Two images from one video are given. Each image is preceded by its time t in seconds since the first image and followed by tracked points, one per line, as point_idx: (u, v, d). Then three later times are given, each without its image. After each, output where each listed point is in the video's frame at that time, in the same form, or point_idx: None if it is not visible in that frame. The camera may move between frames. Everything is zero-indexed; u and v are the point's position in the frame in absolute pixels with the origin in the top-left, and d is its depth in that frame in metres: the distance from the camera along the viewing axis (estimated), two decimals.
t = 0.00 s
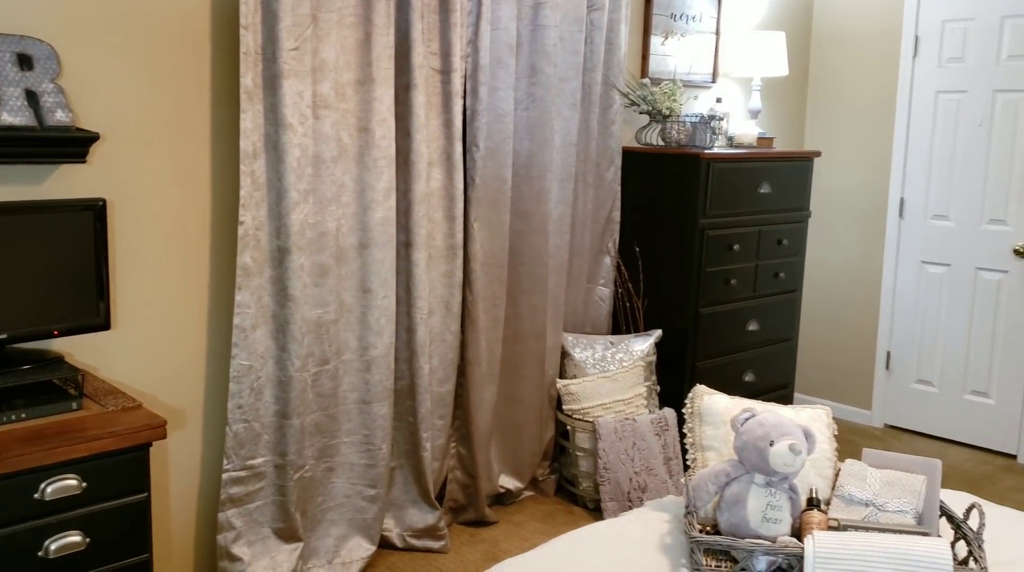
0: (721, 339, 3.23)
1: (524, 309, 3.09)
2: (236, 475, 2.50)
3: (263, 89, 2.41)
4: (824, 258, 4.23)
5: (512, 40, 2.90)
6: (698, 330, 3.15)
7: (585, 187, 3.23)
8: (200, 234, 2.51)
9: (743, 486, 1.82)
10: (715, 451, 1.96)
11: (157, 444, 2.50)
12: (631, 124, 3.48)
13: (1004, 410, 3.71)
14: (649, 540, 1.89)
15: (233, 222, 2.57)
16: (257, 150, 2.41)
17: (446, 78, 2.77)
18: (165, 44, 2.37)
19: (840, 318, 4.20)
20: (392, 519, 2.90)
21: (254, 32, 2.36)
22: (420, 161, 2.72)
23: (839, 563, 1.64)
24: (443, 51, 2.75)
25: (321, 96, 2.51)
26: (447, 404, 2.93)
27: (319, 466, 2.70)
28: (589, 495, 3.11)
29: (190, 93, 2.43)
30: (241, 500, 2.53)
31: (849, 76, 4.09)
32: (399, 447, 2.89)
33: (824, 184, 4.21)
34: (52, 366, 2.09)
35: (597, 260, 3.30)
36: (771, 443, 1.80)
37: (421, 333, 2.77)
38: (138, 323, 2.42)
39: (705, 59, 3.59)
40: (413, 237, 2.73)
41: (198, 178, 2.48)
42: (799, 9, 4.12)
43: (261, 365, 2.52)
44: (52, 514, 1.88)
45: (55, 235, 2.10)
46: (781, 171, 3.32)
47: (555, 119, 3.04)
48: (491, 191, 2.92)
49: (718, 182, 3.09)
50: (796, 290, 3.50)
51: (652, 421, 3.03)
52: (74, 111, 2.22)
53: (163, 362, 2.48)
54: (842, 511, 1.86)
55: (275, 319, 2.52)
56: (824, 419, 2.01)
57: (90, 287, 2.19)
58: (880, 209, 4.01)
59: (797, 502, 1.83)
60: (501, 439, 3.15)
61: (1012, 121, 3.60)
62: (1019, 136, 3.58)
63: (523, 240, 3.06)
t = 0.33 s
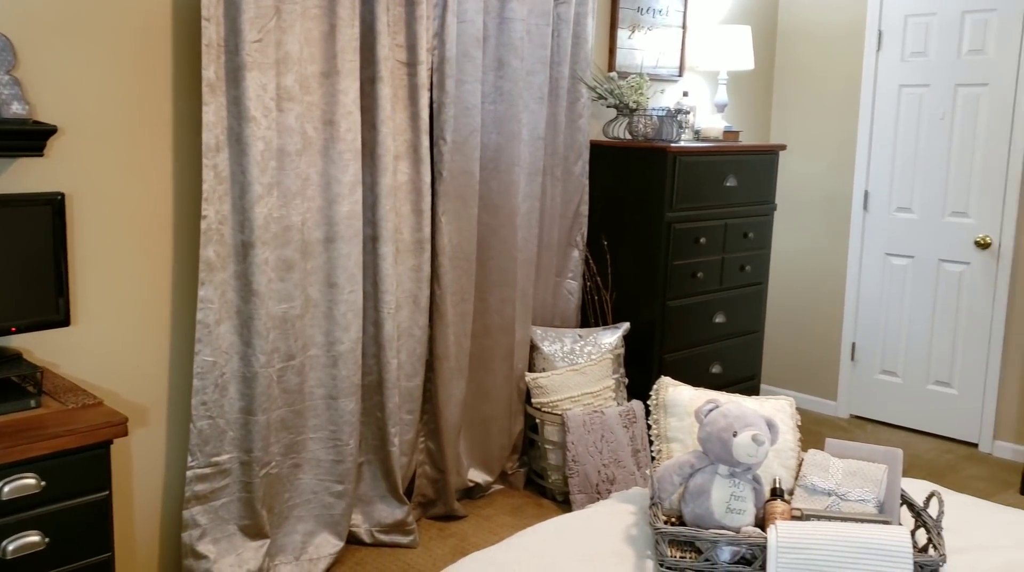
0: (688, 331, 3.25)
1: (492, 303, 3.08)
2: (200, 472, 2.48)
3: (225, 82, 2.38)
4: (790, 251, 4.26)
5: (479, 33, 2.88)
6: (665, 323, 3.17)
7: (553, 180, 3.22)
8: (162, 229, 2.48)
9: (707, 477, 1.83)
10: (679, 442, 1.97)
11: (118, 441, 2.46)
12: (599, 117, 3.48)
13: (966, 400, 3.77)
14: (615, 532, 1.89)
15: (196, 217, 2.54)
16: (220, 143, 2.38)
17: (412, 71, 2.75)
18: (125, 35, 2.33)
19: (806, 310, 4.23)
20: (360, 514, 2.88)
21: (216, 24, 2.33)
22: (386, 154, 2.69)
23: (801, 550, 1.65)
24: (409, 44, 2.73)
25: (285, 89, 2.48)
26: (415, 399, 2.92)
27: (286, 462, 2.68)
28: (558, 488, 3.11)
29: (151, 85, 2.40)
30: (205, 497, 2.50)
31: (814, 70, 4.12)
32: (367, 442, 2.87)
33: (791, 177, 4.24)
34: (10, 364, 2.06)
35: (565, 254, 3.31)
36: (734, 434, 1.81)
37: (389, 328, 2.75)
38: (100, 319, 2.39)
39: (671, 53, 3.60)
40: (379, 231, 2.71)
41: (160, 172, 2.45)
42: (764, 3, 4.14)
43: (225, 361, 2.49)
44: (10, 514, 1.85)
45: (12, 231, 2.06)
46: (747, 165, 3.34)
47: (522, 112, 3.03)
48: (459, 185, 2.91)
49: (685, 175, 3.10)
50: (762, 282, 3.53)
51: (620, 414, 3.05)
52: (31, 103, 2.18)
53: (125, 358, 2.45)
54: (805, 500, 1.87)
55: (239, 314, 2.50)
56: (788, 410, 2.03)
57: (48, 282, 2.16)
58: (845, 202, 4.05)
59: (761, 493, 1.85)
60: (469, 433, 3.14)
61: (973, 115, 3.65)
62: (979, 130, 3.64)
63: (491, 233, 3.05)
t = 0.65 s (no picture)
0: (650, 326, 3.26)
1: (456, 300, 3.06)
2: (158, 471, 2.44)
3: (182, 75, 2.34)
4: (753, 246, 4.30)
5: (441, 27, 2.86)
6: (629, 318, 3.18)
7: (516, 175, 3.21)
8: (118, 224, 2.43)
9: (666, 470, 1.84)
10: (639, 436, 1.97)
11: (73, 441, 2.42)
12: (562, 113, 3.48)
13: (923, 392, 3.83)
14: (576, 526, 1.90)
15: (153, 212, 2.50)
16: (176, 137, 2.34)
17: (373, 65, 2.72)
18: (78, 27, 2.28)
19: (768, 304, 4.27)
20: (323, 512, 2.86)
21: (172, 16, 2.29)
22: (348, 149, 2.67)
23: (759, 541, 1.67)
24: (370, 38, 2.70)
25: (244, 82, 2.45)
26: (378, 396, 2.89)
27: (246, 460, 2.65)
28: (523, 483, 3.11)
29: (106, 78, 2.35)
30: (164, 496, 2.47)
31: (775, 67, 4.15)
32: (330, 440, 2.85)
33: (753, 173, 4.27)
34: None
35: (529, 250, 3.30)
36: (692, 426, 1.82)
37: (351, 324, 2.73)
38: (53, 316, 2.34)
39: (634, 50, 3.61)
40: (341, 227, 2.68)
41: (116, 166, 2.41)
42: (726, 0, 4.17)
43: (183, 358, 2.45)
44: None
45: None
46: (708, 160, 3.37)
47: (485, 107, 3.02)
48: (421, 180, 2.88)
49: (647, 170, 3.11)
50: (723, 277, 3.56)
51: (584, 408, 3.05)
52: None
53: (80, 356, 2.41)
54: (763, 493, 1.88)
55: (197, 311, 2.46)
56: (746, 403, 2.04)
57: None
58: (805, 197, 4.09)
59: (720, 485, 1.86)
60: (433, 429, 3.12)
61: (930, 112, 3.71)
62: (935, 126, 3.69)
63: (454, 229, 3.03)
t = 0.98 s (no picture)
0: (605, 320, 3.28)
1: (411, 295, 3.04)
2: (106, 471, 2.40)
3: (128, 67, 2.30)
4: (707, 241, 4.34)
5: (394, 19, 2.82)
6: (584, 312, 3.19)
7: (472, 170, 3.19)
8: (62, 219, 2.38)
9: (617, 462, 1.85)
10: (591, 428, 1.98)
11: (16, 441, 2.37)
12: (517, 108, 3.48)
13: (873, 383, 3.90)
14: (527, 520, 1.90)
15: (99, 206, 2.45)
16: (122, 130, 2.29)
17: (325, 58, 2.69)
18: (18, 17, 2.22)
19: (723, 298, 4.32)
20: (276, 510, 2.83)
21: (117, 6, 2.25)
22: (299, 143, 2.63)
23: (707, 531, 1.68)
24: (322, 30, 2.67)
25: (192, 75, 2.41)
26: (332, 392, 2.86)
27: (197, 459, 2.61)
28: (478, 478, 3.10)
29: (48, 69, 2.30)
30: (112, 496, 2.43)
31: (728, 64, 4.19)
32: (283, 438, 2.81)
33: (707, 168, 4.31)
34: None
35: (485, 245, 3.29)
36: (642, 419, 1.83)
37: (303, 320, 2.70)
38: None
39: (589, 45, 3.62)
40: (292, 221, 2.65)
41: (59, 160, 2.35)
42: None
43: (131, 356, 2.41)
44: None
45: None
46: (662, 155, 3.39)
47: (439, 101, 3.00)
48: (375, 174, 2.86)
49: (601, 165, 3.12)
50: (677, 271, 3.58)
51: (540, 403, 3.04)
52: None
53: (23, 354, 2.35)
54: (712, 484, 1.89)
55: (145, 308, 2.42)
56: (696, 395, 2.05)
57: None
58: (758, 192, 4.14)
59: (669, 476, 1.87)
60: (388, 425, 3.10)
61: (879, 108, 3.77)
62: (884, 122, 3.76)
63: (409, 223, 3.01)
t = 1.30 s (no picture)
0: (565, 318, 3.29)
1: (370, 293, 3.02)
2: (57, 474, 2.36)
3: (78, 63, 2.25)
4: (667, 237, 4.37)
5: (351, 16, 2.80)
6: (544, 309, 3.19)
7: (430, 168, 3.18)
8: (9, 217, 2.33)
9: (573, 458, 1.85)
10: (547, 425, 1.98)
11: None
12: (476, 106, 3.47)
13: (829, 378, 3.95)
14: (484, 517, 1.89)
15: (48, 204, 2.40)
16: (72, 128, 2.25)
17: (280, 54, 2.66)
18: None
19: (682, 295, 4.36)
20: (233, 512, 2.80)
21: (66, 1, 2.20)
22: (253, 140, 2.61)
23: (659, 526, 1.69)
24: (277, 26, 2.64)
25: (143, 71, 2.37)
26: (289, 392, 2.83)
27: (151, 461, 2.57)
28: (439, 476, 3.09)
29: None
30: (63, 500, 2.38)
31: (686, 62, 4.22)
32: (239, 438, 2.79)
33: (665, 166, 4.35)
34: None
35: (445, 242, 3.28)
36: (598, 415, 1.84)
37: (259, 319, 2.67)
38: None
39: (547, 43, 3.63)
40: (247, 220, 2.62)
41: (6, 157, 2.30)
42: None
43: (82, 357, 2.36)
44: None
45: None
46: (620, 153, 3.40)
47: (397, 99, 2.98)
48: (332, 172, 2.83)
49: (560, 163, 3.13)
50: (636, 268, 3.60)
51: (501, 400, 3.05)
52: None
53: None
54: (667, 478, 1.90)
55: (97, 308, 2.37)
56: (651, 390, 2.06)
57: None
58: (716, 190, 4.18)
59: (625, 471, 1.88)
60: (348, 424, 3.08)
61: (833, 106, 3.82)
62: (839, 120, 3.81)
63: (367, 221, 2.99)
